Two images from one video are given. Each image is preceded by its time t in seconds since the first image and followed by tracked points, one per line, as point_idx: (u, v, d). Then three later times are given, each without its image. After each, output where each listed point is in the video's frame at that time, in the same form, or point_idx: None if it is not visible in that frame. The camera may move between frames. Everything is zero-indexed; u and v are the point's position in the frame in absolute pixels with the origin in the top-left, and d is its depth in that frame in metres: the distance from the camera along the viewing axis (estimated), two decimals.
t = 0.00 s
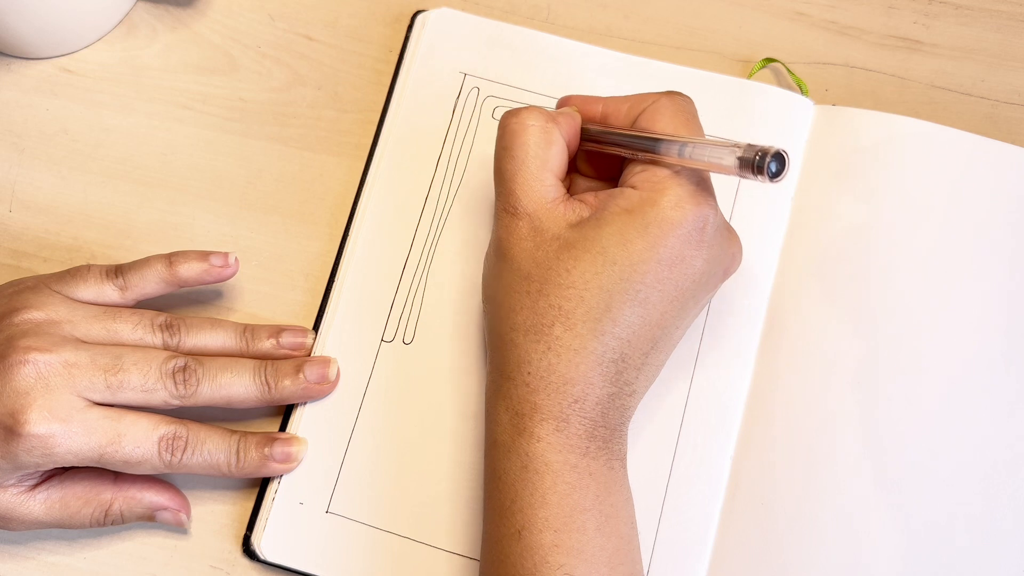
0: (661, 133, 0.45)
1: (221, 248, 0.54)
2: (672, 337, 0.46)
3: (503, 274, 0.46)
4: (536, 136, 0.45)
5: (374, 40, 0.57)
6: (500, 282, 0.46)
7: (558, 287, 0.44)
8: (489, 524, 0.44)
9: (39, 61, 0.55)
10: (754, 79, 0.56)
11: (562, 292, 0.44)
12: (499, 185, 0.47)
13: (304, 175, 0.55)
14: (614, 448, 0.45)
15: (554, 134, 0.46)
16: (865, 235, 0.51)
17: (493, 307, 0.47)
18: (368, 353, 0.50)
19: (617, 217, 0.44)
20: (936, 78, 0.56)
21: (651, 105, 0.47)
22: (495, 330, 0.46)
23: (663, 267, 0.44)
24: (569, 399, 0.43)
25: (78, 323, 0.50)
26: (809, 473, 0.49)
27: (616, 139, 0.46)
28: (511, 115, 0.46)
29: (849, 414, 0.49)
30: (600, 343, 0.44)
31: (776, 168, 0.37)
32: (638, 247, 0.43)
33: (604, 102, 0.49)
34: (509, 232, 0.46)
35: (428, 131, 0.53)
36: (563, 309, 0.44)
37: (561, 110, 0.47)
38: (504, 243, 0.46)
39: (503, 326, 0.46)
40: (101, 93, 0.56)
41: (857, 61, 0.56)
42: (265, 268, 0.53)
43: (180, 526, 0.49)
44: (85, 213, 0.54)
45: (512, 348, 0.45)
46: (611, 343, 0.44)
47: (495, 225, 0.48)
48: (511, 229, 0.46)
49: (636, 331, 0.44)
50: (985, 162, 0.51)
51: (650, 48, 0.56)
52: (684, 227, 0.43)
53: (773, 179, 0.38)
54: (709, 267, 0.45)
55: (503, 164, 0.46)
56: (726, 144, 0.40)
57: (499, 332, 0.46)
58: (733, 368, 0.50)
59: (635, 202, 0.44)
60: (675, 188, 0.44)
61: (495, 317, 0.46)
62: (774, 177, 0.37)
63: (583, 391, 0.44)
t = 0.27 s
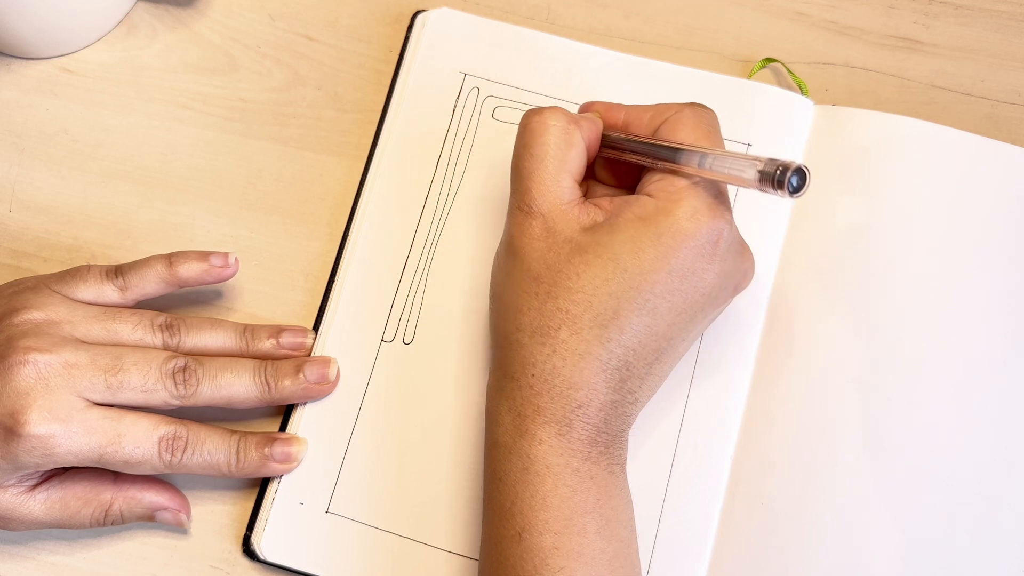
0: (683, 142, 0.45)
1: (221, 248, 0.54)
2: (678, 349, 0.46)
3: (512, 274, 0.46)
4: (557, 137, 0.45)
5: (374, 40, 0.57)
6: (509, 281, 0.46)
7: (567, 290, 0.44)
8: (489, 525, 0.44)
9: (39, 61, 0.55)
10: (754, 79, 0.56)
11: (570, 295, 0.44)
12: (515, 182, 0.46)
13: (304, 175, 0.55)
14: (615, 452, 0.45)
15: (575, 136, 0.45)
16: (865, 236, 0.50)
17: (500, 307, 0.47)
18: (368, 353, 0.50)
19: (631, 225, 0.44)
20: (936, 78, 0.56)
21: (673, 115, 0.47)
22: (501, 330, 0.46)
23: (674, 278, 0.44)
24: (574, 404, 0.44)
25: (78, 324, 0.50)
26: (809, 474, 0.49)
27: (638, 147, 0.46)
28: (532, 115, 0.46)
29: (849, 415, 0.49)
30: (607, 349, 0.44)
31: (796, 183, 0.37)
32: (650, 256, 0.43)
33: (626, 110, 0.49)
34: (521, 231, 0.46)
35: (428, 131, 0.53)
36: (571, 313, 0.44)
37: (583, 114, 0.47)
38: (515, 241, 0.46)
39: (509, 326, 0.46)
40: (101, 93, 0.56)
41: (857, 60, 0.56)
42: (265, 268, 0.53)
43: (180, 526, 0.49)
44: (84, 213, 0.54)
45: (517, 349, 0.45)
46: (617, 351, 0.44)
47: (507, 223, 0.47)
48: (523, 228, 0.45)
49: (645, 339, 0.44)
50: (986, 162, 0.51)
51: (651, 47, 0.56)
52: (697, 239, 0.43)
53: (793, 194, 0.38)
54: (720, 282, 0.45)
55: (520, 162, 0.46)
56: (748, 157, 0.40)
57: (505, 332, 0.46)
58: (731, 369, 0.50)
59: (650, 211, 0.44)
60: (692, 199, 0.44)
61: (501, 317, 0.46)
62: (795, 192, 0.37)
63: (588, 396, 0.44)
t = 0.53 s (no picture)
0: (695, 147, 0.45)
1: (221, 248, 0.54)
2: (682, 355, 0.46)
3: (518, 273, 0.46)
4: (570, 137, 0.45)
5: (374, 40, 0.57)
6: (515, 280, 0.46)
7: (572, 291, 0.44)
8: (489, 526, 0.44)
9: (40, 61, 0.55)
10: (754, 79, 0.56)
11: (575, 297, 0.44)
12: (525, 181, 0.46)
13: (304, 175, 0.55)
14: (617, 454, 0.45)
15: (588, 137, 0.45)
16: (866, 236, 0.50)
17: (505, 306, 0.47)
18: (368, 353, 0.50)
19: (639, 228, 0.43)
20: (936, 78, 0.56)
21: (686, 121, 0.47)
22: (505, 330, 0.46)
23: (682, 284, 0.43)
24: (576, 405, 0.44)
25: (78, 324, 0.50)
26: (809, 475, 0.49)
27: (649, 150, 0.46)
28: (546, 114, 0.46)
29: (850, 415, 0.49)
30: (611, 352, 0.44)
31: (809, 191, 0.37)
32: (658, 261, 0.43)
33: (639, 114, 0.49)
34: (529, 230, 0.46)
35: (428, 131, 0.53)
36: (575, 314, 0.44)
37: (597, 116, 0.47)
38: (522, 240, 0.46)
39: (513, 325, 0.46)
40: (101, 93, 0.56)
41: (857, 60, 0.56)
42: (265, 268, 0.53)
43: (180, 527, 0.49)
44: (84, 213, 0.54)
45: (520, 349, 0.45)
46: (621, 353, 0.44)
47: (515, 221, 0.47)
48: (532, 227, 0.45)
49: (650, 343, 0.44)
50: (986, 162, 0.51)
51: (651, 47, 0.56)
52: (705, 246, 0.43)
53: (806, 203, 0.38)
54: (726, 291, 0.45)
55: (532, 161, 0.46)
56: (761, 164, 0.40)
57: (509, 331, 0.46)
58: (731, 369, 0.50)
59: (659, 215, 0.43)
60: (702, 205, 0.43)
61: (505, 316, 0.46)
62: (807, 201, 0.37)
63: (590, 398, 0.44)
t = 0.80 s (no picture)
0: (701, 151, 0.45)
1: (221, 247, 0.54)
2: (684, 358, 0.46)
3: (521, 273, 0.46)
4: (576, 137, 0.45)
5: (374, 40, 0.57)
6: (517, 280, 0.46)
7: (575, 293, 0.44)
8: (489, 527, 0.44)
9: (40, 61, 0.55)
10: (754, 79, 0.56)
11: (578, 298, 0.44)
12: (530, 180, 0.46)
13: (304, 175, 0.55)
14: (618, 456, 0.45)
15: (593, 138, 0.45)
16: (866, 236, 0.50)
17: (507, 307, 0.47)
18: (368, 353, 0.50)
19: (643, 231, 0.43)
20: (936, 78, 0.56)
21: (693, 124, 0.47)
22: (507, 331, 0.46)
23: (685, 288, 0.43)
24: (578, 407, 0.44)
25: (78, 324, 0.50)
26: (809, 475, 0.49)
27: (655, 153, 0.46)
28: (551, 115, 0.46)
29: (850, 415, 0.49)
30: (614, 353, 0.44)
31: (814, 196, 0.38)
32: (661, 264, 0.43)
33: (646, 117, 0.49)
34: (532, 229, 0.45)
35: (428, 131, 0.53)
36: (578, 316, 0.44)
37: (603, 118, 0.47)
38: (526, 239, 0.46)
39: (515, 326, 0.46)
40: (101, 93, 0.56)
41: (857, 60, 0.56)
42: (265, 268, 0.53)
43: (180, 527, 0.49)
44: (84, 213, 0.54)
45: (522, 350, 0.45)
46: (623, 355, 0.44)
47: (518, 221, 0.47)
48: (535, 226, 0.45)
49: (652, 346, 0.44)
50: (987, 162, 0.51)
51: (651, 48, 0.56)
52: (709, 250, 0.43)
53: (811, 208, 0.38)
54: (729, 295, 0.45)
55: (537, 159, 0.46)
56: (766, 168, 0.40)
57: (510, 332, 0.46)
58: (731, 369, 0.50)
59: (664, 217, 0.43)
60: (707, 209, 0.43)
61: (507, 316, 0.46)
62: (813, 206, 0.38)
63: (592, 400, 0.44)
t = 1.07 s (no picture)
0: (699, 153, 0.45)
1: (221, 247, 0.54)
2: (683, 359, 0.46)
3: (519, 276, 0.46)
4: (574, 139, 0.45)
5: (374, 40, 0.57)
6: (516, 284, 0.46)
7: (573, 296, 0.44)
8: (489, 529, 0.44)
9: (40, 61, 0.55)
10: (754, 79, 0.56)
11: (577, 302, 0.44)
12: (527, 181, 0.46)
13: (304, 175, 0.55)
14: (618, 457, 0.45)
15: (591, 140, 0.45)
16: (866, 236, 0.50)
17: (505, 310, 0.46)
18: (368, 353, 0.50)
19: (641, 233, 0.43)
20: (936, 78, 0.56)
21: (691, 127, 0.47)
22: (506, 334, 0.46)
23: (684, 289, 0.43)
24: (578, 409, 0.44)
25: (78, 324, 0.50)
26: (809, 474, 0.49)
27: (653, 156, 0.46)
28: (550, 115, 0.46)
29: (850, 415, 0.49)
30: (613, 356, 0.44)
31: (814, 197, 0.37)
32: (659, 266, 0.43)
33: (644, 121, 0.49)
34: (530, 232, 0.45)
35: (428, 131, 0.53)
36: (577, 319, 0.44)
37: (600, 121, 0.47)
38: (523, 242, 0.46)
39: (514, 330, 0.46)
40: (101, 93, 0.56)
41: (857, 60, 0.56)
42: (265, 268, 0.53)
43: (180, 527, 0.49)
44: (84, 213, 0.54)
45: (521, 354, 0.45)
46: (623, 358, 0.44)
47: (516, 223, 0.47)
48: (533, 229, 0.45)
49: (651, 348, 0.44)
50: (986, 162, 0.51)
51: (651, 48, 0.56)
52: (707, 252, 0.43)
53: (811, 208, 0.37)
54: (728, 297, 0.45)
55: (535, 161, 0.46)
56: (765, 169, 0.40)
57: (509, 336, 0.46)
58: (731, 369, 0.50)
59: (662, 220, 0.43)
60: (706, 211, 0.43)
61: (507, 319, 0.46)
62: (812, 205, 0.37)
63: (592, 402, 0.44)
